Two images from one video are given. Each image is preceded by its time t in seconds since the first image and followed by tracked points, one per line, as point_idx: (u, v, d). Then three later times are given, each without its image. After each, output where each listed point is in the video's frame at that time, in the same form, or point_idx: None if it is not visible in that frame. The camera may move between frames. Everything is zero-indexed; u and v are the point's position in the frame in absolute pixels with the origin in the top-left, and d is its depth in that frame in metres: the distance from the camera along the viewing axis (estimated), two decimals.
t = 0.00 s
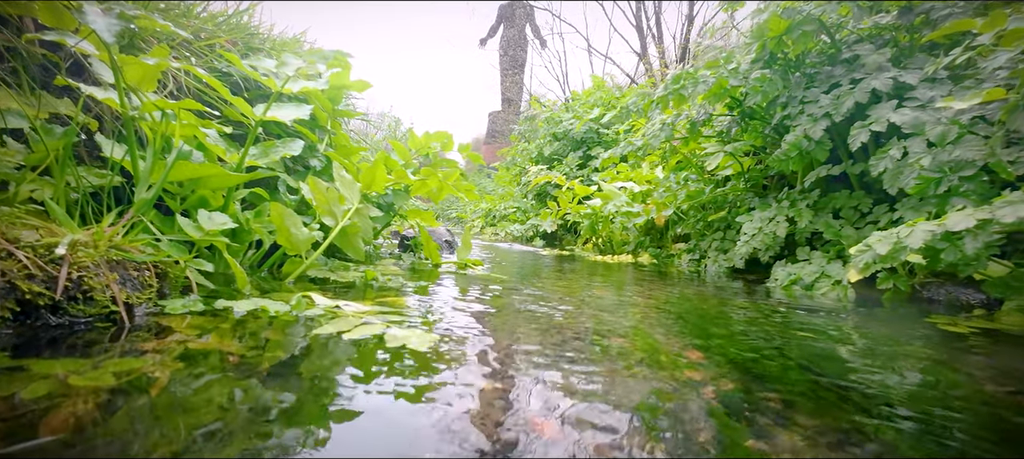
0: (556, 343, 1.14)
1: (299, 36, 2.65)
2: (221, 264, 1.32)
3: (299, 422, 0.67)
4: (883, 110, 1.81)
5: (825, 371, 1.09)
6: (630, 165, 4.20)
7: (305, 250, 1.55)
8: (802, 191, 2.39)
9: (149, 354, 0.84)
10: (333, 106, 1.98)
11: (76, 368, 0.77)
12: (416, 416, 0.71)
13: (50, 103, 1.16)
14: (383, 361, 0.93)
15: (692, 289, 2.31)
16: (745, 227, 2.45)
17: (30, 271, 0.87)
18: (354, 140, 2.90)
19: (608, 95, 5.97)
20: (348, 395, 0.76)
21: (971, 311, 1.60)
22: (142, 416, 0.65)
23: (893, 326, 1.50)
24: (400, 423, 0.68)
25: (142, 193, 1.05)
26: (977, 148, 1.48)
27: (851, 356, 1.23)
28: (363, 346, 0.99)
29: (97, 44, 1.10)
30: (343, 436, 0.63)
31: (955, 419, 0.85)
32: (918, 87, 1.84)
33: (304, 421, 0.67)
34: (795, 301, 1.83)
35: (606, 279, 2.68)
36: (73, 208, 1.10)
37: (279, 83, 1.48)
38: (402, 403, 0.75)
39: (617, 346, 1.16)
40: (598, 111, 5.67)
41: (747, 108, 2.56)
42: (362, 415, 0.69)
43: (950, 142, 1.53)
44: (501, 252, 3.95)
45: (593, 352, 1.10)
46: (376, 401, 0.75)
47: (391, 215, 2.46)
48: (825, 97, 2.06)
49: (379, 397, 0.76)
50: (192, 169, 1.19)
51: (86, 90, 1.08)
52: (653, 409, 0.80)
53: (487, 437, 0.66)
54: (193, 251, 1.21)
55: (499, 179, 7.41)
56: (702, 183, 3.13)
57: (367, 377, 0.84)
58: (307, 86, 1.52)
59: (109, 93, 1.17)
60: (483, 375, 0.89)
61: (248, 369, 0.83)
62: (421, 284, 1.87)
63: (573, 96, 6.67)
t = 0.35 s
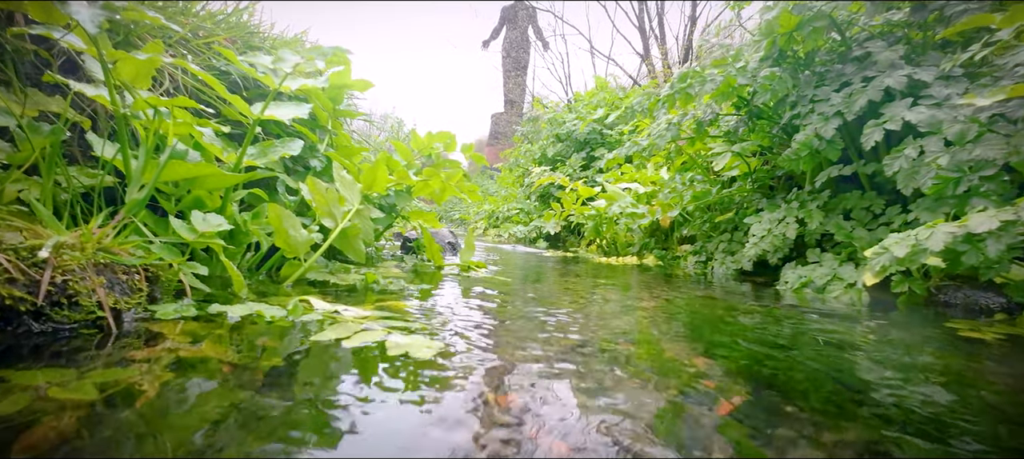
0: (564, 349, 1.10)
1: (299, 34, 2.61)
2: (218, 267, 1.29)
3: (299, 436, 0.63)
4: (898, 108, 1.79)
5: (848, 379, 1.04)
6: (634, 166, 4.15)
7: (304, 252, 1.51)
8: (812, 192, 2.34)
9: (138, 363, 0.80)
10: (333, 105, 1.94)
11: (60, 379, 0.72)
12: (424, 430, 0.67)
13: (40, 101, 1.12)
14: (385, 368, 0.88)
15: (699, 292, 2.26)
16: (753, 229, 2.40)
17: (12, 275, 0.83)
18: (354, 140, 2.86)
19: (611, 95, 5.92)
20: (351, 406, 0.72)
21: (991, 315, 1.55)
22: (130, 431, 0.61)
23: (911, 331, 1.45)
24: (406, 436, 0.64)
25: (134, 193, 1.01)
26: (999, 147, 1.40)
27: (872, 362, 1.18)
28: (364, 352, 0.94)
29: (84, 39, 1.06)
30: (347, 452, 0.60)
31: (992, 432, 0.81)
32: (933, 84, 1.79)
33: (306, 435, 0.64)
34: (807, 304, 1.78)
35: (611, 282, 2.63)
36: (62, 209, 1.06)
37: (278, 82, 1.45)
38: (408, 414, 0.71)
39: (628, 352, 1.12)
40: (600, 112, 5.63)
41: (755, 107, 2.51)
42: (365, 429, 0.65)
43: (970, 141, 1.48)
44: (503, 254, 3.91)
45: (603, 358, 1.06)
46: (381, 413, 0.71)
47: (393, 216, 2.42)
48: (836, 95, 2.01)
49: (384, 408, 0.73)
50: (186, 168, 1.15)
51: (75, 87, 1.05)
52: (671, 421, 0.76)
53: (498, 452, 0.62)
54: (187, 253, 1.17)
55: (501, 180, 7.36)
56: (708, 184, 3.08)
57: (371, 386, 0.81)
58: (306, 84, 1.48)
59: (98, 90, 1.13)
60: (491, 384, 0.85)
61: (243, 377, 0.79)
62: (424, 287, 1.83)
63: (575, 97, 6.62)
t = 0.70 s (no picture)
0: (570, 357, 1.06)
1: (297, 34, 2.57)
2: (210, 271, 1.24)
3: (292, 452, 0.59)
4: (910, 107, 1.75)
5: (868, 389, 0.99)
6: (636, 167, 4.11)
7: (300, 255, 1.47)
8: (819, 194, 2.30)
9: (119, 374, 0.76)
10: (332, 106, 1.91)
11: (35, 392, 0.68)
12: (423, 443, 0.63)
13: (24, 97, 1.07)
14: (384, 376, 0.84)
15: (705, 295, 2.22)
16: (759, 231, 2.36)
17: None
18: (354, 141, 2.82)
19: (613, 96, 5.88)
20: (347, 417, 0.68)
21: (1009, 319, 1.51)
22: (107, 449, 0.57)
23: (928, 337, 1.41)
24: (405, 452, 0.60)
25: (119, 195, 0.96)
26: (1016, 146, 1.37)
27: (890, 369, 1.13)
28: (361, 360, 0.90)
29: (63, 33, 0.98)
30: None
31: None
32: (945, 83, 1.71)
33: (298, 451, 0.59)
34: (817, 308, 1.74)
35: (615, 285, 2.58)
36: (45, 210, 1.02)
37: (273, 80, 1.41)
38: (408, 425, 0.67)
39: (636, 360, 1.07)
40: (602, 114, 5.58)
41: (761, 107, 2.47)
42: (361, 442, 0.61)
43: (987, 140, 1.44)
44: (505, 256, 3.86)
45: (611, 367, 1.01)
46: (379, 424, 0.67)
47: (392, 219, 2.38)
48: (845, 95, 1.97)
49: (383, 419, 0.69)
50: (175, 168, 1.09)
51: (57, 83, 0.99)
52: (686, 434, 0.72)
53: None
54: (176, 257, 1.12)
55: (502, 182, 7.32)
56: (712, 185, 3.03)
57: (368, 395, 0.76)
58: (301, 82, 1.44)
59: (83, 86, 1.07)
60: (495, 395, 0.81)
61: (231, 390, 0.74)
62: (424, 291, 1.78)
63: (576, 98, 6.58)
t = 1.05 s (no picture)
0: (575, 366, 1.01)
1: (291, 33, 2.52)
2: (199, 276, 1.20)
3: None
4: (919, 106, 1.71)
5: (889, 400, 0.95)
6: (637, 168, 4.06)
7: (293, 260, 1.42)
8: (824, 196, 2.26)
9: (97, 389, 0.71)
10: (328, 107, 1.86)
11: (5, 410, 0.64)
12: None
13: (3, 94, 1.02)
14: (380, 388, 0.79)
15: (710, 298, 2.18)
16: (763, 234, 2.32)
17: None
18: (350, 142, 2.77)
19: (612, 98, 5.84)
20: (340, 432, 0.64)
21: None
22: None
23: (942, 342, 1.37)
24: None
25: (98, 198, 0.91)
26: None
27: (908, 378, 1.09)
28: (356, 371, 0.85)
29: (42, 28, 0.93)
30: None
31: None
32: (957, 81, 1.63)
33: None
34: (825, 313, 1.70)
35: (618, 288, 2.54)
36: (22, 213, 0.97)
37: (265, 77, 1.36)
38: (405, 443, 0.63)
39: (644, 370, 1.03)
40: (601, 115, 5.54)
41: (764, 107, 2.43)
42: None
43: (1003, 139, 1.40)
44: (504, 260, 3.81)
45: (619, 378, 0.96)
46: (374, 440, 0.63)
47: (390, 221, 2.33)
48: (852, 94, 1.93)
49: (378, 435, 0.64)
50: (160, 169, 1.04)
51: (33, 78, 0.94)
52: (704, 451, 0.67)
53: None
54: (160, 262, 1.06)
55: (501, 184, 7.27)
56: (714, 187, 2.99)
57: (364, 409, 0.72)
58: (294, 79, 1.40)
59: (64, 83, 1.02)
60: (498, 408, 0.76)
61: (217, 406, 0.70)
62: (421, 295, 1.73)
63: (575, 99, 6.54)
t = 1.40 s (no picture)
0: (583, 375, 0.97)
1: (289, 32, 2.47)
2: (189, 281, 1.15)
3: None
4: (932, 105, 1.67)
5: (915, 411, 0.90)
6: (639, 170, 4.02)
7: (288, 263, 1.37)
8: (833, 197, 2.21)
9: (72, 405, 0.66)
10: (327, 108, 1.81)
11: None
12: None
13: None
14: (376, 401, 0.74)
15: (716, 302, 2.13)
16: (770, 236, 2.27)
17: None
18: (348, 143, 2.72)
19: (612, 99, 5.79)
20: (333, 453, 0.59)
21: None
22: None
23: (961, 348, 1.32)
24: None
25: (77, 198, 0.86)
26: None
27: (931, 387, 1.04)
28: (351, 383, 0.80)
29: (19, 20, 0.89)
30: None
31: None
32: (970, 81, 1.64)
33: None
34: (836, 317, 1.65)
35: (622, 292, 2.49)
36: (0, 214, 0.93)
37: (260, 74, 1.31)
38: None
39: (656, 379, 0.98)
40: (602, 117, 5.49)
41: (770, 107, 2.38)
42: None
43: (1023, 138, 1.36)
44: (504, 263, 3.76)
45: (629, 388, 0.92)
46: None
47: (388, 223, 2.28)
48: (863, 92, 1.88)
49: (375, 454, 0.59)
50: (145, 169, 0.99)
51: (11, 72, 0.90)
52: None
53: None
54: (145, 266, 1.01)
55: (501, 187, 7.22)
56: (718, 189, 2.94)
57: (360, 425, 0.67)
58: (290, 77, 1.35)
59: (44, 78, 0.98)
60: (504, 423, 0.71)
61: (203, 422, 0.64)
62: (421, 300, 1.68)
63: (576, 101, 6.50)
